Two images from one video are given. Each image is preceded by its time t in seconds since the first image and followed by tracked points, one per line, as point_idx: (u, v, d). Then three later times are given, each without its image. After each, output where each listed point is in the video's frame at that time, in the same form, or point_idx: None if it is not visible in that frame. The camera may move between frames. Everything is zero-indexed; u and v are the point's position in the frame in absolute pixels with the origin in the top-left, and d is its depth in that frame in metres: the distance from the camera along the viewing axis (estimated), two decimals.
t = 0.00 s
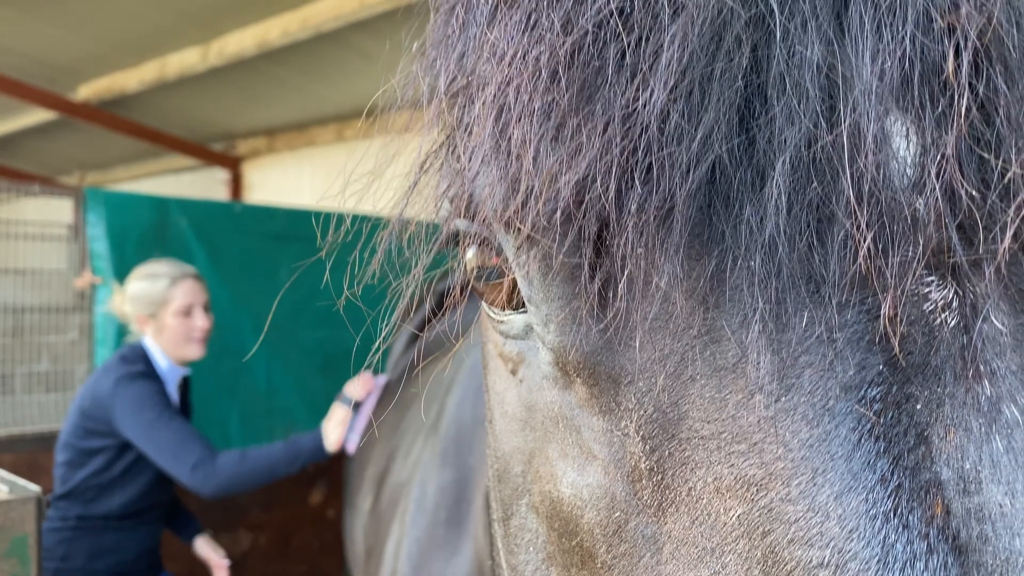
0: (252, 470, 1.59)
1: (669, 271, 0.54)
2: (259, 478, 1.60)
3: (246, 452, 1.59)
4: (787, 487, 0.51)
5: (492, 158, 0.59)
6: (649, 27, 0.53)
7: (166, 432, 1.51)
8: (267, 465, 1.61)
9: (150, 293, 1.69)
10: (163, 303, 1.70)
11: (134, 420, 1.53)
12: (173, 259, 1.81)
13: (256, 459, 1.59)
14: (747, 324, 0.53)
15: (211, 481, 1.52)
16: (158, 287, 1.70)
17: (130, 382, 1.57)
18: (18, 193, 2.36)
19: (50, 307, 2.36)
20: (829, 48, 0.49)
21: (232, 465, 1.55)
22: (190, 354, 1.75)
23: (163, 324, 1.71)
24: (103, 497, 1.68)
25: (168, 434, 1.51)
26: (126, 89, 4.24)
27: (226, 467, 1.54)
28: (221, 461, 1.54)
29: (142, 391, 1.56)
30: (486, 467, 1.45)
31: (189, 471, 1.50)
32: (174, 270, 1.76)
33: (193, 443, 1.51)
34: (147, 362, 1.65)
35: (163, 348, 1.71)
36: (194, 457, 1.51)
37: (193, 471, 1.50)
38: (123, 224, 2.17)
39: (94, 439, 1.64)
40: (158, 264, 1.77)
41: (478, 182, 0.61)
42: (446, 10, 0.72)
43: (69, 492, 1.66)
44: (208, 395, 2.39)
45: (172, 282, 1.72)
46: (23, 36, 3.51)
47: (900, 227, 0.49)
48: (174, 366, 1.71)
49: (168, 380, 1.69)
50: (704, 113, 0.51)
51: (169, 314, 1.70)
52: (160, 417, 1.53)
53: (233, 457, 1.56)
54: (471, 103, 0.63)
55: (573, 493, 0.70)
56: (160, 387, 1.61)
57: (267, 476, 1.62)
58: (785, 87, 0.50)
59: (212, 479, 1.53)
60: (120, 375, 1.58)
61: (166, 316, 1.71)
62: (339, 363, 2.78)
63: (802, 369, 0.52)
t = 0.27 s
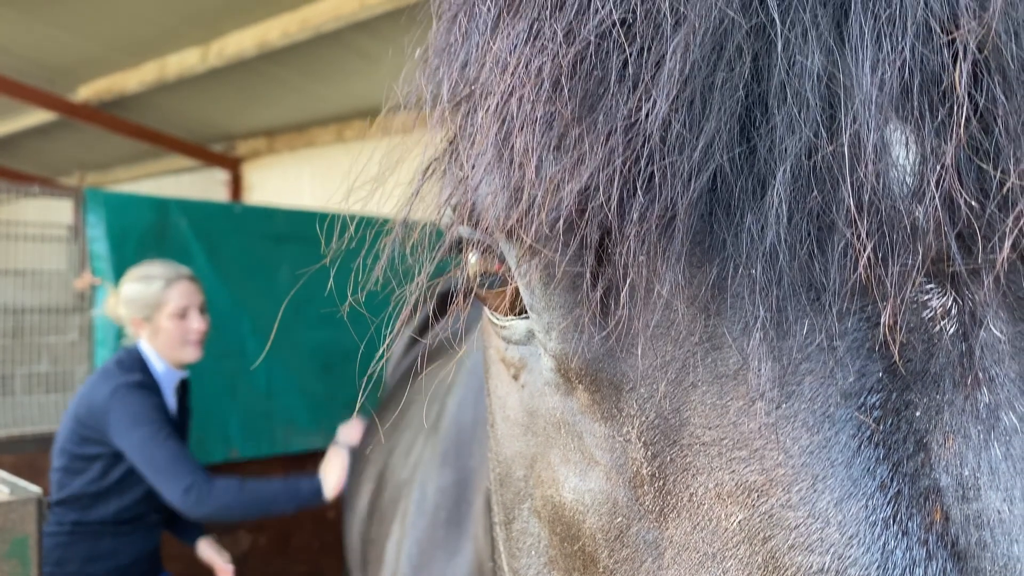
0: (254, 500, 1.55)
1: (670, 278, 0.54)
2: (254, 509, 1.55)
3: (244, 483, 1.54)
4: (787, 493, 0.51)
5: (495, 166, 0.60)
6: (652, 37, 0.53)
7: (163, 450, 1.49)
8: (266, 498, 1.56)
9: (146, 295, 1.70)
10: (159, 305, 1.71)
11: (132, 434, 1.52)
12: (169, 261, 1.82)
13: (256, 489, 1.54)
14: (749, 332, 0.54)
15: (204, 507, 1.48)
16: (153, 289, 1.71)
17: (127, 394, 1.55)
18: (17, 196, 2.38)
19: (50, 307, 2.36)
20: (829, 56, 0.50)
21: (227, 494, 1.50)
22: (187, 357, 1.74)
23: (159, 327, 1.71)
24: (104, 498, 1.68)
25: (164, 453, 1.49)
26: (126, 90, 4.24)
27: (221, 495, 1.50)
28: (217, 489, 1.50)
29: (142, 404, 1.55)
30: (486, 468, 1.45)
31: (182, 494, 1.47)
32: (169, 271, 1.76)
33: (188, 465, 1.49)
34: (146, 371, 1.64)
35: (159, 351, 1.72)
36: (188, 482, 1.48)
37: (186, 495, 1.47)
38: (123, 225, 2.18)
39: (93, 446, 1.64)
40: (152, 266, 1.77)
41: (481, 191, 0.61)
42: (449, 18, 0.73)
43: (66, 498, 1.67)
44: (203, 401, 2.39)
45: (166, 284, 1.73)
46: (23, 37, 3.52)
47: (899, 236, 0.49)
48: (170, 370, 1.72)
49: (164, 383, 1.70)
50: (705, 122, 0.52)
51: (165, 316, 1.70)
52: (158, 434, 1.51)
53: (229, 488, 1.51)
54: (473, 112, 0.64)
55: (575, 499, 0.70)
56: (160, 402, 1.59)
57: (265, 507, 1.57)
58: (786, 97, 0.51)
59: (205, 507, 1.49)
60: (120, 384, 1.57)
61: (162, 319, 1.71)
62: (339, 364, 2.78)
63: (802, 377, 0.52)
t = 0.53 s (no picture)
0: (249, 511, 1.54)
1: (671, 283, 0.54)
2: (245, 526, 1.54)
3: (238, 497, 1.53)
4: (788, 497, 0.51)
5: (495, 169, 0.60)
6: (653, 40, 0.53)
7: (158, 458, 1.50)
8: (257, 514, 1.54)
9: (141, 296, 1.70)
10: (155, 306, 1.71)
11: (126, 440, 1.51)
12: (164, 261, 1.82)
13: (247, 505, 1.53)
14: (750, 335, 0.54)
15: (195, 517, 1.48)
16: (148, 290, 1.71)
17: (122, 397, 1.55)
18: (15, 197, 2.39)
19: (51, 308, 2.38)
20: (830, 60, 0.50)
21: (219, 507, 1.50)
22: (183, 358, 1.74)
23: (154, 328, 1.71)
24: (104, 500, 1.69)
25: (158, 462, 1.49)
26: (127, 91, 4.25)
27: (213, 506, 1.49)
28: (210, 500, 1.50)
29: (137, 410, 1.54)
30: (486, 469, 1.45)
31: (173, 504, 1.47)
32: (164, 272, 1.76)
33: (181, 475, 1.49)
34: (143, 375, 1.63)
35: (156, 353, 1.72)
36: (181, 492, 1.48)
37: (177, 505, 1.47)
38: (124, 225, 2.18)
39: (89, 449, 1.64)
40: (148, 267, 1.77)
41: (482, 195, 0.61)
42: (449, 21, 0.73)
43: (61, 501, 1.67)
44: (205, 400, 2.39)
45: (162, 285, 1.73)
46: (23, 38, 3.52)
47: (900, 240, 0.49)
48: (167, 372, 1.72)
49: (161, 385, 1.70)
50: (707, 125, 0.52)
51: (160, 317, 1.70)
52: (152, 440, 1.51)
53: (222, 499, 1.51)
54: (474, 115, 0.64)
55: (576, 502, 0.70)
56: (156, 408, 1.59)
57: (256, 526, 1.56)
58: (787, 100, 0.51)
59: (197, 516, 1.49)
60: (115, 387, 1.57)
61: (157, 320, 1.71)
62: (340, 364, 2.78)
63: (804, 381, 0.52)
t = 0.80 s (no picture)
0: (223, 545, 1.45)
1: (673, 285, 0.54)
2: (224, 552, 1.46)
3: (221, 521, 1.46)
4: (790, 500, 0.51)
5: (497, 172, 0.60)
6: (655, 43, 0.53)
7: (141, 472, 1.45)
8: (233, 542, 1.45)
9: (131, 297, 1.69)
10: (146, 307, 1.70)
11: (111, 450, 1.47)
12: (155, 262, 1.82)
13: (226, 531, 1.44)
14: (752, 338, 0.54)
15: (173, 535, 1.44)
16: (139, 291, 1.70)
17: (108, 404, 1.51)
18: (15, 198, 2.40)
19: (51, 309, 2.42)
20: (832, 63, 0.50)
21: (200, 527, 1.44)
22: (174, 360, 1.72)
23: (144, 329, 1.69)
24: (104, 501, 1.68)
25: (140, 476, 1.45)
26: (126, 91, 4.24)
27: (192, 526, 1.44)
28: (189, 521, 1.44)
29: (123, 419, 1.50)
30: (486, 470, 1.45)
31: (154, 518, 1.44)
32: (156, 273, 1.75)
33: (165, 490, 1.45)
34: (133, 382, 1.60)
35: (147, 356, 1.70)
36: (161, 508, 1.44)
37: (160, 519, 1.44)
38: (123, 225, 2.17)
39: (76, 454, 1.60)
40: (138, 267, 1.76)
41: (484, 198, 0.62)
42: (450, 23, 0.73)
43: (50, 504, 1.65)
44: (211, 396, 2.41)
45: (153, 285, 1.72)
46: (23, 38, 3.52)
47: (903, 243, 0.49)
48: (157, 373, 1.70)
49: (152, 389, 1.67)
50: (710, 128, 0.52)
51: (151, 318, 1.69)
52: (137, 451, 1.47)
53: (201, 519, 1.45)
54: (476, 118, 0.64)
55: (577, 504, 0.70)
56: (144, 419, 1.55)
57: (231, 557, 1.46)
58: (789, 103, 0.51)
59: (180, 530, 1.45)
60: (102, 393, 1.53)
61: (147, 321, 1.69)
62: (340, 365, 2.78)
63: (806, 384, 0.52)
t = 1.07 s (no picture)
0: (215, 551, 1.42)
1: (673, 286, 0.55)
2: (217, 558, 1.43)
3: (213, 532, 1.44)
4: (789, 501, 0.51)
5: (497, 173, 0.60)
6: (655, 44, 0.54)
7: (133, 479, 1.43)
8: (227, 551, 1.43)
9: (127, 297, 1.65)
10: (140, 308, 1.65)
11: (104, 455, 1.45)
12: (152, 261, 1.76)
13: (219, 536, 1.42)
14: (752, 339, 0.54)
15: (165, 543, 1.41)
16: (133, 291, 1.65)
17: (101, 409, 1.49)
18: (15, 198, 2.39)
19: (51, 309, 2.44)
20: (831, 65, 0.50)
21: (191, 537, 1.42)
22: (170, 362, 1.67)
23: (139, 329, 1.65)
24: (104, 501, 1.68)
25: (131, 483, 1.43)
26: (127, 91, 4.24)
27: (184, 536, 1.42)
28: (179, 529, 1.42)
29: (114, 424, 1.48)
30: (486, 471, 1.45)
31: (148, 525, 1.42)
32: (151, 273, 1.71)
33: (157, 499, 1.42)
34: (127, 386, 1.57)
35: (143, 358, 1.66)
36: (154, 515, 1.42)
37: (151, 528, 1.42)
38: (123, 227, 2.17)
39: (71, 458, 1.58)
40: (133, 266, 1.71)
41: (483, 200, 0.62)
42: (450, 25, 0.73)
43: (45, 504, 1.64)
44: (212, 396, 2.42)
45: (148, 285, 1.67)
46: (23, 39, 3.52)
47: (902, 244, 0.49)
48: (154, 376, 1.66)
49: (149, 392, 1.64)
50: (709, 129, 0.52)
51: (145, 319, 1.64)
52: (129, 457, 1.45)
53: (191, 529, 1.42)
54: (476, 119, 0.64)
55: (576, 505, 0.71)
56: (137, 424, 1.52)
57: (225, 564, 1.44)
58: (788, 105, 0.51)
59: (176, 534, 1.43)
60: (96, 397, 1.51)
61: (142, 321, 1.65)
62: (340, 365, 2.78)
63: (805, 385, 0.52)
